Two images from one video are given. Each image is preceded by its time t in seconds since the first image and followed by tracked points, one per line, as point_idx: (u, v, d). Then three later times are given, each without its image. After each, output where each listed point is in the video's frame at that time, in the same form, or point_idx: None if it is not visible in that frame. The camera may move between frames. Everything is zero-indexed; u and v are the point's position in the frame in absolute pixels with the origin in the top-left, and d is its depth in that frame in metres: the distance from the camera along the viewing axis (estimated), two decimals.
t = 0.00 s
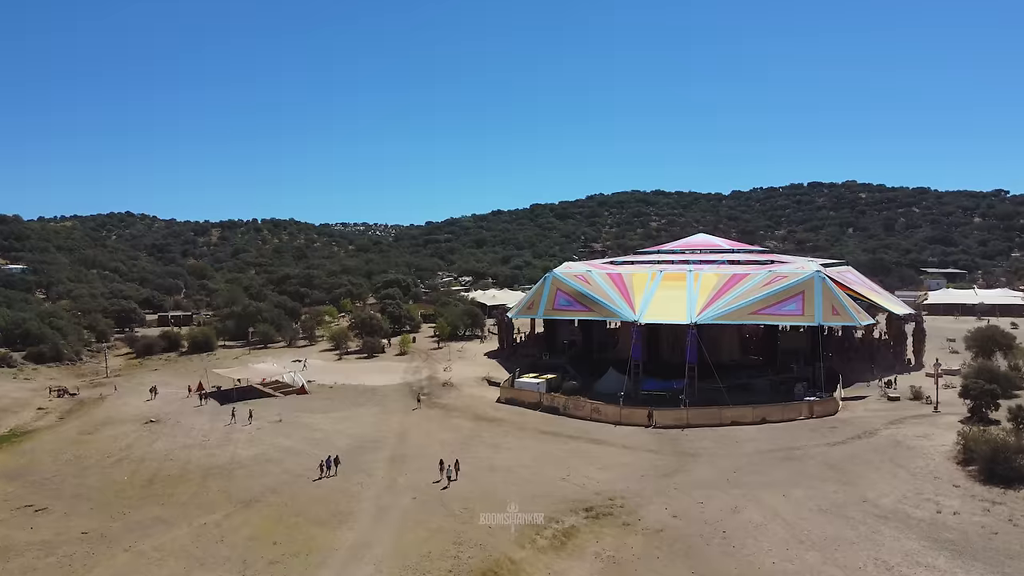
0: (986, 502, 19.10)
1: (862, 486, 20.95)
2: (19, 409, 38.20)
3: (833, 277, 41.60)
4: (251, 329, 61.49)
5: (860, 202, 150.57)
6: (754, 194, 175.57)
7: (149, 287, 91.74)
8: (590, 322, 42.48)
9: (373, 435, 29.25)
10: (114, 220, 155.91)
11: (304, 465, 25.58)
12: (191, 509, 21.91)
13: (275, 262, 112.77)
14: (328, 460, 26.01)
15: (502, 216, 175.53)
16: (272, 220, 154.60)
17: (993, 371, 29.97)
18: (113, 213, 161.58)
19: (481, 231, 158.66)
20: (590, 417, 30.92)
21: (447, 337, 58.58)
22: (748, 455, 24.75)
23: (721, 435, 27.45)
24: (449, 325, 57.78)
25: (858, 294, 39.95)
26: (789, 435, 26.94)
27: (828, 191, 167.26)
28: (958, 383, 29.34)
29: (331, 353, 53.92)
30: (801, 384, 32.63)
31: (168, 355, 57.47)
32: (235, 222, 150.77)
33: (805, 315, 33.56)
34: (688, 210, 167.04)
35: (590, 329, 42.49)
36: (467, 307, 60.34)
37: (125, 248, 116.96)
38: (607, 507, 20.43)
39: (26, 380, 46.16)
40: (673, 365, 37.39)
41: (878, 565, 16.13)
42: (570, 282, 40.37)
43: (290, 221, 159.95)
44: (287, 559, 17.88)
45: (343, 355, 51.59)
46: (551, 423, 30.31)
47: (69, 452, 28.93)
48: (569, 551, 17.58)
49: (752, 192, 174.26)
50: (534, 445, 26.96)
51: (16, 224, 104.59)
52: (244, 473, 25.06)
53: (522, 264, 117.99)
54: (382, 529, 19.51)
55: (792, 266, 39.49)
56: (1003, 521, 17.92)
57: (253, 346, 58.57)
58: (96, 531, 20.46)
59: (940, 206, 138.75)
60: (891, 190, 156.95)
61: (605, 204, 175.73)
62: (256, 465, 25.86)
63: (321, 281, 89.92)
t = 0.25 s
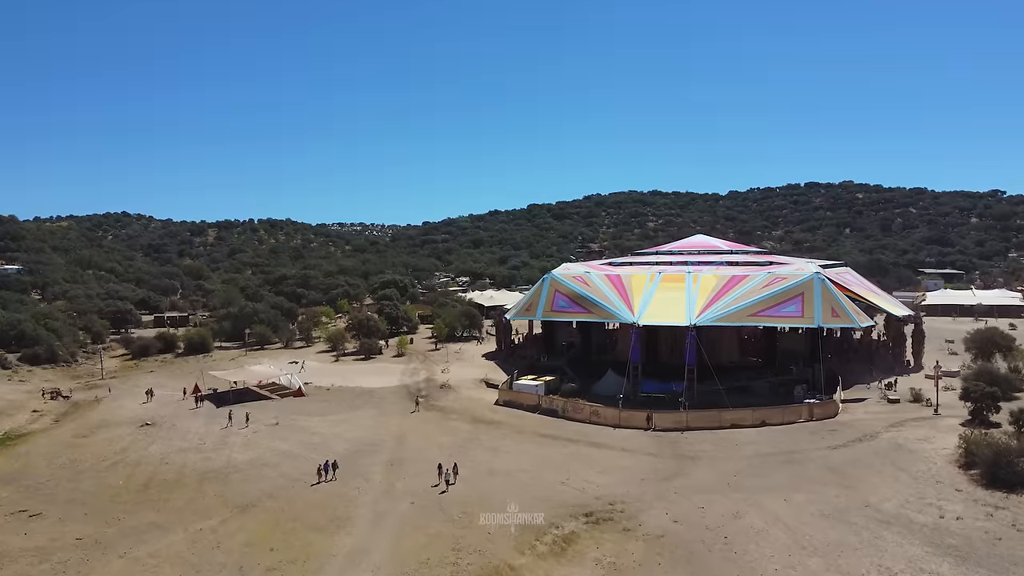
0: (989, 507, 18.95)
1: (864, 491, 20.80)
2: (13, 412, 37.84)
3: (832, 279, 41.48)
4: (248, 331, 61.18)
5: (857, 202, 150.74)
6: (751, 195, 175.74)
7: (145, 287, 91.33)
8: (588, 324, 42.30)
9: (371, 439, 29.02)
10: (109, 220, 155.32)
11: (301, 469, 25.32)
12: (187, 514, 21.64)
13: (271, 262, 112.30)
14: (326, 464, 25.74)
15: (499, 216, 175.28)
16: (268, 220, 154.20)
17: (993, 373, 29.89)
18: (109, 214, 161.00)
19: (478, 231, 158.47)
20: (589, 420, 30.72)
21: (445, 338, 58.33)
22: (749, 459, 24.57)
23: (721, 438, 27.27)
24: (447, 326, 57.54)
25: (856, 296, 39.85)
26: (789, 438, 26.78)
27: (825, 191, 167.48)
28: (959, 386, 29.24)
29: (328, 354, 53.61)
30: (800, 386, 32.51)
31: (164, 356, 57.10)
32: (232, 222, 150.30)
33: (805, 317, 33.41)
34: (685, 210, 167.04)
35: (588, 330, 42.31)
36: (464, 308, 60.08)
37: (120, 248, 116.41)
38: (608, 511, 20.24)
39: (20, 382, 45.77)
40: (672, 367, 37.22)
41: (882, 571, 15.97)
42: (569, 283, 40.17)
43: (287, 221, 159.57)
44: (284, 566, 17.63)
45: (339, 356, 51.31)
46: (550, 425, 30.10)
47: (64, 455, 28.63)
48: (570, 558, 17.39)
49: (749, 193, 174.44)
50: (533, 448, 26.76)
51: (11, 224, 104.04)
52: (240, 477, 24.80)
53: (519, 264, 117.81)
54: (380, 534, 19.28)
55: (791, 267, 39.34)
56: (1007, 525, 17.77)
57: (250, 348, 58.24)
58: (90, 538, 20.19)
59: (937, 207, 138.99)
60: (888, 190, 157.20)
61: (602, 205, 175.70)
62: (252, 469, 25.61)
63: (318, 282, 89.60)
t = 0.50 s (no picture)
0: (992, 511, 18.82)
1: (865, 495, 20.65)
2: (6, 414, 37.48)
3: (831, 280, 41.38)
4: (243, 332, 60.82)
5: (853, 203, 150.94)
6: (748, 196, 175.96)
7: (140, 288, 90.85)
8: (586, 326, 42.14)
9: (368, 442, 28.76)
10: (105, 220, 154.71)
11: (298, 474, 25.07)
12: (182, 519, 21.38)
13: (267, 263, 111.86)
14: (322, 468, 25.49)
15: (496, 216, 175.12)
16: (264, 220, 153.67)
17: (992, 375, 29.84)
18: (105, 214, 160.34)
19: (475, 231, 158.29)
20: (588, 423, 30.53)
21: (442, 339, 58.08)
22: (748, 462, 24.42)
23: (721, 442, 27.12)
24: (444, 327, 57.31)
25: (855, 297, 39.78)
26: (789, 441, 26.63)
27: (821, 192, 167.73)
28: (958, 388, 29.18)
29: (324, 356, 53.32)
30: (799, 389, 32.40)
31: (160, 358, 56.75)
32: (228, 222, 149.78)
33: (804, 319, 33.30)
34: (682, 210, 167.11)
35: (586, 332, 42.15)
36: (461, 309, 59.85)
37: (116, 248, 115.82)
38: (608, 517, 20.06)
39: (14, 384, 45.37)
40: (670, 369, 37.07)
41: None
42: (567, 285, 39.98)
43: (283, 221, 159.07)
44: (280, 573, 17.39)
45: (336, 358, 51.04)
46: (548, 429, 29.91)
47: (58, 459, 28.32)
48: (570, 564, 17.20)
49: (746, 193, 174.62)
50: (532, 452, 26.55)
51: (6, 224, 103.43)
52: (236, 481, 24.54)
53: (516, 265, 117.64)
54: (378, 541, 19.05)
55: (790, 269, 39.22)
56: (1009, 530, 17.64)
57: (246, 349, 57.90)
58: (83, 544, 19.90)
59: (934, 207, 139.26)
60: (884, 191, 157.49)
61: (599, 205, 175.65)
62: (248, 473, 25.34)
63: (314, 282, 89.26)
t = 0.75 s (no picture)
0: (994, 516, 18.68)
1: (866, 499, 20.50)
2: None
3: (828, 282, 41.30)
4: (239, 333, 60.43)
5: (849, 203, 151.24)
6: (744, 196, 176.22)
7: (135, 289, 90.29)
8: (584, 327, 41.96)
9: (364, 446, 28.49)
10: (100, 220, 153.96)
11: (293, 478, 24.78)
12: (176, 525, 21.07)
13: (263, 263, 111.37)
14: (318, 472, 25.21)
15: (492, 217, 174.91)
16: (260, 220, 153.10)
17: (992, 377, 29.77)
18: (99, 214, 159.55)
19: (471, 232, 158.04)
20: (585, 426, 30.33)
21: (438, 341, 57.82)
22: (748, 466, 24.25)
23: (720, 445, 26.96)
24: (441, 329, 57.04)
25: (853, 299, 39.71)
26: (788, 444, 26.48)
27: (817, 193, 168.04)
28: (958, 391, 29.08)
29: (320, 358, 52.99)
30: (798, 391, 32.29)
31: (154, 360, 56.34)
32: (223, 222, 149.17)
33: (802, 321, 33.17)
34: (678, 211, 167.20)
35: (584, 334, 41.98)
36: (458, 310, 59.61)
37: (110, 249, 115.14)
38: (607, 522, 19.84)
39: (7, 386, 44.92)
40: (668, 371, 36.93)
41: None
42: (564, 287, 39.77)
43: (279, 221, 158.54)
44: None
45: (332, 360, 50.73)
46: (546, 432, 29.69)
47: (51, 463, 27.96)
48: (569, 570, 16.99)
49: (741, 194, 174.87)
50: (530, 455, 26.33)
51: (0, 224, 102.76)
52: (231, 486, 24.24)
53: (513, 265, 117.44)
54: (374, 547, 18.80)
55: (788, 271, 39.10)
56: (1012, 536, 17.50)
57: (241, 351, 57.52)
58: (76, 551, 19.58)
59: (929, 208, 139.66)
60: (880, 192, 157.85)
61: (596, 205, 175.64)
62: (243, 478, 25.04)
63: (310, 283, 88.88)
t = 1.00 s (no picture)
0: (996, 521, 18.55)
1: (867, 504, 20.34)
2: None
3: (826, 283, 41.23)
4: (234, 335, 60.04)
5: (844, 203, 151.53)
6: (740, 197, 176.48)
7: (129, 290, 89.72)
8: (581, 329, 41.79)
9: (361, 450, 28.22)
10: (94, 220, 153.16)
11: (289, 483, 24.51)
12: (171, 531, 20.77)
13: (258, 264, 110.86)
14: (314, 477, 24.94)
15: (488, 217, 174.70)
16: (255, 220, 152.52)
17: (991, 379, 29.72)
18: (94, 213, 158.74)
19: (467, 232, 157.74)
20: (583, 429, 30.13)
21: (435, 342, 57.54)
22: (747, 469, 24.09)
23: (719, 448, 26.80)
24: (437, 330, 56.78)
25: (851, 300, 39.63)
26: (787, 447, 26.33)
27: (813, 193, 168.41)
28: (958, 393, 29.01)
29: (316, 359, 52.65)
30: (796, 393, 32.19)
31: (149, 361, 55.90)
32: (219, 222, 148.54)
33: (800, 323, 33.05)
34: (674, 211, 167.28)
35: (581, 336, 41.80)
36: (455, 311, 59.33)
37: (104, 249, 114.44)
38: (606, 527, 19.65)
39: None
40: (666, 373, 36.79)
41: None
42: (562, 288, 39.57)
43: (274, 222, 157.96)
44: None
45: (328, 362, 50.41)
46: (544, 435, 29.48)
47: (44, 467, 27.62)
48: None
49: (737, 194, 175.09)
50: (528, 459, 26.12)
51: None
52: (226, 491, 23.96)
53: (509, 266, 117.21)
54: (371, 553, 18.56)
55: (786, 272, 38.99)
56: (1014, 541, 17.35)
57: (236, 352, 57.13)
58: (68, 557, 19.27)
59: (925, 208, 140.02)
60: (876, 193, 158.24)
61: (592, 206, 175.59)
62: (239, 482, 24.75)
63: (306, 284, 88.49)
